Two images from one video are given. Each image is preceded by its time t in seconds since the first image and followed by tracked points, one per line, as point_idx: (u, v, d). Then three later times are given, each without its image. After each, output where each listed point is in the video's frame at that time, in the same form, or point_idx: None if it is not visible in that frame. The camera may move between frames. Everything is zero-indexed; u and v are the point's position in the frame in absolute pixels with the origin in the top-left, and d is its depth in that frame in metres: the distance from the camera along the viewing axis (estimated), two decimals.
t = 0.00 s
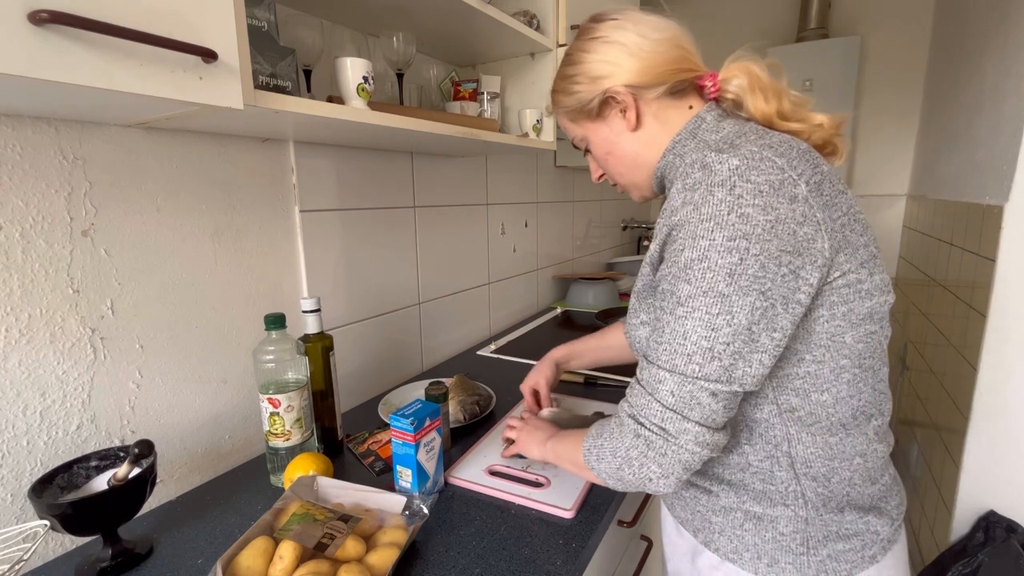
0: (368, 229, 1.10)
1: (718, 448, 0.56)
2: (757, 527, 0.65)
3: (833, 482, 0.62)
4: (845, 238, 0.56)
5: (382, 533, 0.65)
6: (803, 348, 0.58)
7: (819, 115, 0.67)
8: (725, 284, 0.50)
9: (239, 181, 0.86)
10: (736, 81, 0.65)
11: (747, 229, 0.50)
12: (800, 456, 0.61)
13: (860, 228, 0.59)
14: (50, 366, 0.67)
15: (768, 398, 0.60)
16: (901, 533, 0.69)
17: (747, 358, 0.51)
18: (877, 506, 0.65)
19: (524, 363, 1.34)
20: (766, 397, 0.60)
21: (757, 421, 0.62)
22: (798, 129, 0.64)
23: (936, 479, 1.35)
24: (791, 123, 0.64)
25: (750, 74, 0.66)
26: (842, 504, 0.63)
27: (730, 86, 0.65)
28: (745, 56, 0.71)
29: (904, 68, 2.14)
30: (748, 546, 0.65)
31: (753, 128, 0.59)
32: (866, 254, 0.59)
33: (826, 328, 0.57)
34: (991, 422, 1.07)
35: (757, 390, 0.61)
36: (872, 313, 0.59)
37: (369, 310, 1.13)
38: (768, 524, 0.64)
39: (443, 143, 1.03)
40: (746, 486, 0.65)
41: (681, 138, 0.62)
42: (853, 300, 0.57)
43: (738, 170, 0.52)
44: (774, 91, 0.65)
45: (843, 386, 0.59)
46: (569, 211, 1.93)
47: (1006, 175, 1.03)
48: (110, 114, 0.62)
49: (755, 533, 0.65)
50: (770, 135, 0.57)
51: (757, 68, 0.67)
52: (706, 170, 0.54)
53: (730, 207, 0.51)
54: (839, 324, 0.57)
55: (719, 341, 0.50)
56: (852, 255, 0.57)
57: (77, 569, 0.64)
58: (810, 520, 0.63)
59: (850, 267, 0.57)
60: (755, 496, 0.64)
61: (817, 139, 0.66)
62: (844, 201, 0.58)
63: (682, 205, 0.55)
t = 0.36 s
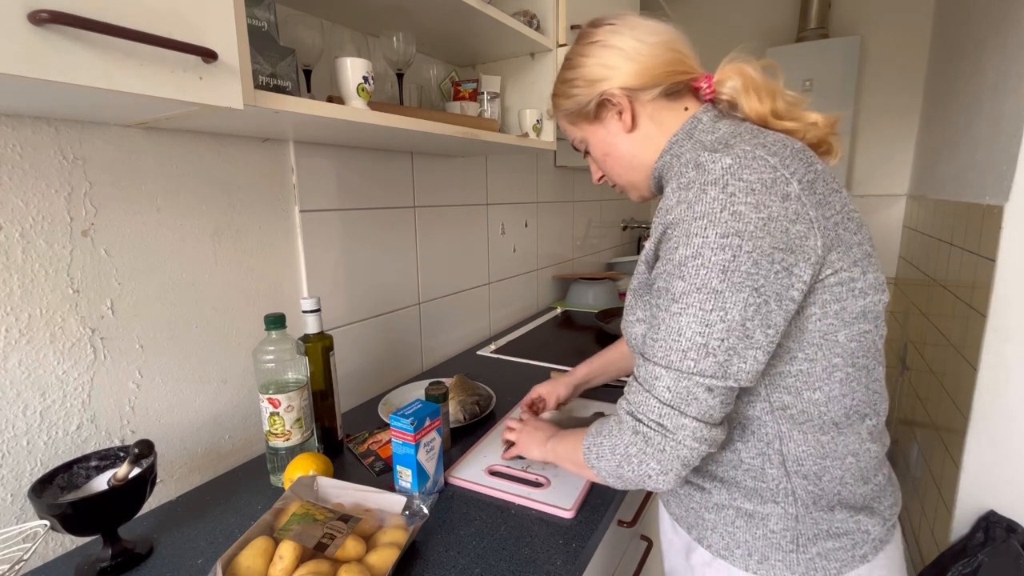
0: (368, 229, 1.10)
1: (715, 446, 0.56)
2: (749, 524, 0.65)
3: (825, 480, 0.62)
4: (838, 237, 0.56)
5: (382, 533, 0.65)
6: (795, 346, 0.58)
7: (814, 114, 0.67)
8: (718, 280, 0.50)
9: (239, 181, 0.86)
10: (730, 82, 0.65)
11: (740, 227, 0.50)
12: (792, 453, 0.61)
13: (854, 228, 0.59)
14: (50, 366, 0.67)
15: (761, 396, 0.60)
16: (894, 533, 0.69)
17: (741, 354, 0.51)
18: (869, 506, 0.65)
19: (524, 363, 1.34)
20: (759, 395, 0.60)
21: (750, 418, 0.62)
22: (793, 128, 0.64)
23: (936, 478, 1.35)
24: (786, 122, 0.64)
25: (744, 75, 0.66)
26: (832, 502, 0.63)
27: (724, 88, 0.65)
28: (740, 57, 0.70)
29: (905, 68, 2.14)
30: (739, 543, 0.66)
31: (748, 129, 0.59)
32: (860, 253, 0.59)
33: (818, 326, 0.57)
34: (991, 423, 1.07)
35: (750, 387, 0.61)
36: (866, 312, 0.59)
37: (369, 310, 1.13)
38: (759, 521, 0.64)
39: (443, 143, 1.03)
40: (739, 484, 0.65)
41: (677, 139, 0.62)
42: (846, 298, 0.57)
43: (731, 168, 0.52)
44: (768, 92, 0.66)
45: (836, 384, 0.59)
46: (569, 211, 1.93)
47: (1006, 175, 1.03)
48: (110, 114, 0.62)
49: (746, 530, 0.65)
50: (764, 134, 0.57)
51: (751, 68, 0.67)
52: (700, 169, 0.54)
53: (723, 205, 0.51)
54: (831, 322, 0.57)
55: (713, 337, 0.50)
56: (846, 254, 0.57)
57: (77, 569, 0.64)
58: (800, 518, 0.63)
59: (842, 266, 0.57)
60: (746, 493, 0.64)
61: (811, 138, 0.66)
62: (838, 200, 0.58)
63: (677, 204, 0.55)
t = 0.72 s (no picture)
0: (368, 229, 1.10)
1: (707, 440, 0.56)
2: (744, 523, 0.65)
3: (820, 479, 0.62)
4: (832, 235, 0.56)
5: (382, 533, 0.65)
6: (789, 344, 0.58)
7: (810, 113, 0.67)
8: (710, 273, 0.50)
9: (239, 181, 0.86)
10: (727, 82, 0.65)
11: (732, 221, 0.50)
12: (786, 451, 0.61)
13: (848, 225, 0.59)
14: (50, 366, 0.67)
15: (755, 393, 0.60)
16: (890, 533, 0.68)
17: (734, 348, 0.51)
18: (866, 506, 0.65)
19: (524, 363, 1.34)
20: (753, 392, 0.60)
21: (745, 416, 0.62)
22: (789, 127, 0.64)
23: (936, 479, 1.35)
24: (782, 122, 0.64)
25: (740, 75, 0.66)
26: (828, 502, 0.63)
27: (721, 88, 0.65)
28: (736, 58, 0.70)
29: (904, 68, 2.14)
30: (735, 542, 0.66)
31: (741, 126, 0.59)
32: (855, 251, 0.59)
33: (811, 323, 0.58)
34: (992, 422, 1.07)
35: (744, 383, 0.61)
36: (860, 309, 0.59)
37: (369, 310, 1.13)
38: (754, 520, 0.64)
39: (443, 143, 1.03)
40: (734, 483, 0.65)
41: (674, 137, 0.62)
42: (839, 295, 0.57)
43: (724, 164, 0.53)
44: (764, 92, 0.65)
45: (830, 382, 0.59)
46: (569, 211, 1.93)
47: (1006, 175, 1.03)
48: (110, 113, 0.62)
49: (742, 529, 0.65)
50: (759, 132, 0.57)
51: (749, 69, 0.67)
52: (694, 165, 0.55)
53: (716, 199, 0.51)
54: (825, 320, 0.57)
55: (705, 330, 0.50)
56: (840, 251, 0.57)
57: (77, 569, 0.64)
58: (795, 517, 0.63)
59: (836, 263, 0.57)
60: (742, 492, 0.64)
61: (807, 138, 0.66)
62: (832, 197, 0.58)
63: (672, 199, 0.55)
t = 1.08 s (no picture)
0: (368, 229, 1.10)
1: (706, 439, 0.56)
2: (745, 525, 0.65)
3: (820, 480, 0.62)
4: (835, 236, 0.56)
5: (382, 533, 0.65)
6: (791, 345, 0.58)
7: (814, 113, 0.67)
8: (712, 273, 0.50)
9: (239, 181, 0.86)
10: (732, 80, 0.65)
11: (735, 221, 0.50)
12: (787, 453, 0.61)
13: (850, 227, 0.59)
14: (50, 366, 0.67)
15: (755, 394, 0.60)
16: (890, 533, 0.68)
17: (734, 348, 0.51)
18: (866, 507, 0.65)
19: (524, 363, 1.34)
20: (754, 393, 0.60)
21: (745, 416, 0.62)
22: (793, 127, 0.64)
23: (936, 479, 1.35)
24: (786, 121, 0.64)
25: (746, 74, 0.66)
26: (829, 503, 0.63)
27: (726, 86, 0.65)
28: (742, 56, 0.70)
29: (904, 68, 2.14)
30: (735, 543, 0.66)
31: (747, 126, 0.59)
32: (857, 253, 0.59)
33: (813, 325, 0.58)
34: (992, 422, 1.07)
35: (745, 383, 0.61)
36: (862, 311, 0.59)
37: (368, 310, 1.13)
38: (756, 522, 0.64)
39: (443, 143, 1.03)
40: (734, 484, 0.65)
41: (678, 135, 0.62)
42: (841, 298, 0.57)
43: (729, 163, 0.53)
44: (769, 91, 0.65)
45: (830, 383, 0.59)
46: (569, 211, 1.93)
47: (1005, 175, 1.03)
48: (110, 113, 0.62)
49: (742, 530, 0.65)
50: (764, 132, 0.57)
51: (752, 68, 0.67)
52: (699, 164, 0.54)
53: (720, 199, 0.51)
54: (826, 321, 0.57)
55: (706, 329, 0.50)
56: (842, 253, 0.57)
57: (77, 569, 0.64)
58: (796, 518, 0.63)
59: (838, 265, 0.57)
60: (743, 494, 0.64)
61: (811, 137, 0.66)
62: (836, 199, 0.58)
63: (675, 198, 0.55)
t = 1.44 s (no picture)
0: (368, 229, 1.10)
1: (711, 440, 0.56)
2: (743, 521, 0.65)
3: (819, 479, 0.62)
4: (840, 239, 0.56)
5: (382, 533, 0.65)
6: (794, 346, 0.58)
7: (826, 114, 0.67)
8: (720, 274, 0.50)
9: (239, 181, 0.86)
10: (745, 78, 0.66)
11: (744, 223, 0.50)
12: (787, 452, 0.61)
13: (857, 231, 0.59)
14: (50, 366, 0.67)
15: (758, 393, 0.60)
16: (888, 533, 0.68)
17: (741, 350, 0.51)
18: (864, 506, 0.65)
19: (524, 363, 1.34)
20: (756, 392, 0.60)
21: (748, 415, 0.62)
22: (805, 127, 0.64)
23: (936, 479, 1.35)
24: (798, 121, 0.64)
25: (760, 71, 0.66)
26: (826, 502, 0.63)
27: (739, 83, 0.66)
28: (757, 54, 0.70)
29: (904, 68, 2.14)
30: (733, 540, 0.66)
31: (757, 125, 0.59)
32: (862, 256, 0.59)
33: (816, 326, 0.58)
34: (991, 422, 1.07)
35: (749, 383, 0.61)
36: (866, 314, 0.59)
37: (369, 310, 1.13)
38: (753, 518, 0.64)
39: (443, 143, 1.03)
40: (733, 481, 0.65)
41: (688, 133, 0.62)
42: (846, 300, 0.57)
43: (738, 164, 0.52)
44: (782, 90, 0.66)
45: (833, 385, 0.59)
46: (569, 211, 1.93)
47: (1005, 175, 1.03)
48: (110, 113, 0.62)
49: (740, 527, 0.65)
50: (776, 133, 0.57)
51: (767, 66, 0.67)
52: (707, 164, 0.54)
53: (728, 201, 0.51)
54: (830, 323, 0.57)
55: (713, 330, 0.50)
56: (847, 255, 0.57)
57: (77, 570, 0.64)
58: (794, 515, 0.63)
59: (843, 268, 0.57)
60: (741, 491, 0.64)
61: (823, 138, 0.66)
62: (843, 202, 0.58)
63: (683, 198, 0.55)
